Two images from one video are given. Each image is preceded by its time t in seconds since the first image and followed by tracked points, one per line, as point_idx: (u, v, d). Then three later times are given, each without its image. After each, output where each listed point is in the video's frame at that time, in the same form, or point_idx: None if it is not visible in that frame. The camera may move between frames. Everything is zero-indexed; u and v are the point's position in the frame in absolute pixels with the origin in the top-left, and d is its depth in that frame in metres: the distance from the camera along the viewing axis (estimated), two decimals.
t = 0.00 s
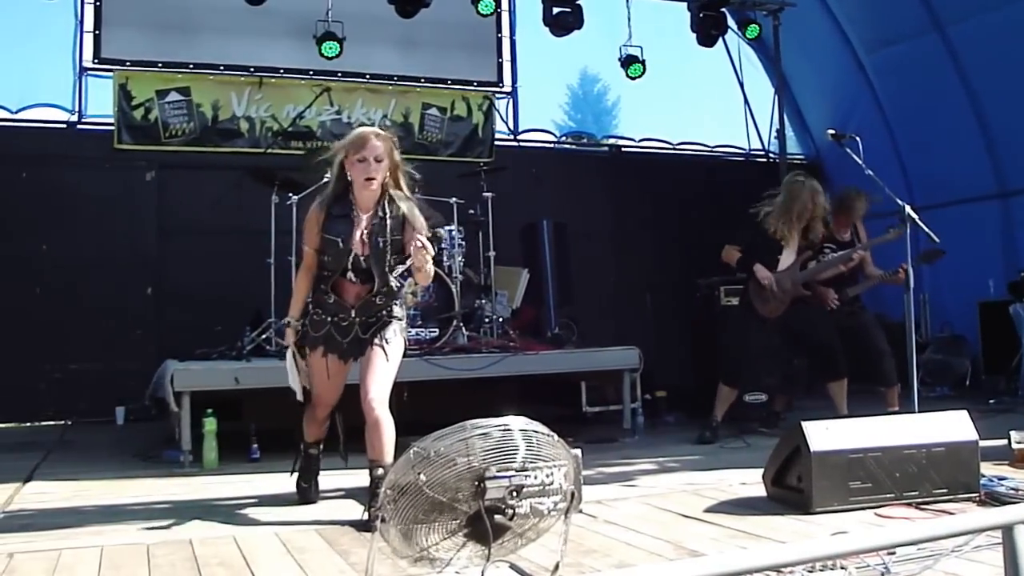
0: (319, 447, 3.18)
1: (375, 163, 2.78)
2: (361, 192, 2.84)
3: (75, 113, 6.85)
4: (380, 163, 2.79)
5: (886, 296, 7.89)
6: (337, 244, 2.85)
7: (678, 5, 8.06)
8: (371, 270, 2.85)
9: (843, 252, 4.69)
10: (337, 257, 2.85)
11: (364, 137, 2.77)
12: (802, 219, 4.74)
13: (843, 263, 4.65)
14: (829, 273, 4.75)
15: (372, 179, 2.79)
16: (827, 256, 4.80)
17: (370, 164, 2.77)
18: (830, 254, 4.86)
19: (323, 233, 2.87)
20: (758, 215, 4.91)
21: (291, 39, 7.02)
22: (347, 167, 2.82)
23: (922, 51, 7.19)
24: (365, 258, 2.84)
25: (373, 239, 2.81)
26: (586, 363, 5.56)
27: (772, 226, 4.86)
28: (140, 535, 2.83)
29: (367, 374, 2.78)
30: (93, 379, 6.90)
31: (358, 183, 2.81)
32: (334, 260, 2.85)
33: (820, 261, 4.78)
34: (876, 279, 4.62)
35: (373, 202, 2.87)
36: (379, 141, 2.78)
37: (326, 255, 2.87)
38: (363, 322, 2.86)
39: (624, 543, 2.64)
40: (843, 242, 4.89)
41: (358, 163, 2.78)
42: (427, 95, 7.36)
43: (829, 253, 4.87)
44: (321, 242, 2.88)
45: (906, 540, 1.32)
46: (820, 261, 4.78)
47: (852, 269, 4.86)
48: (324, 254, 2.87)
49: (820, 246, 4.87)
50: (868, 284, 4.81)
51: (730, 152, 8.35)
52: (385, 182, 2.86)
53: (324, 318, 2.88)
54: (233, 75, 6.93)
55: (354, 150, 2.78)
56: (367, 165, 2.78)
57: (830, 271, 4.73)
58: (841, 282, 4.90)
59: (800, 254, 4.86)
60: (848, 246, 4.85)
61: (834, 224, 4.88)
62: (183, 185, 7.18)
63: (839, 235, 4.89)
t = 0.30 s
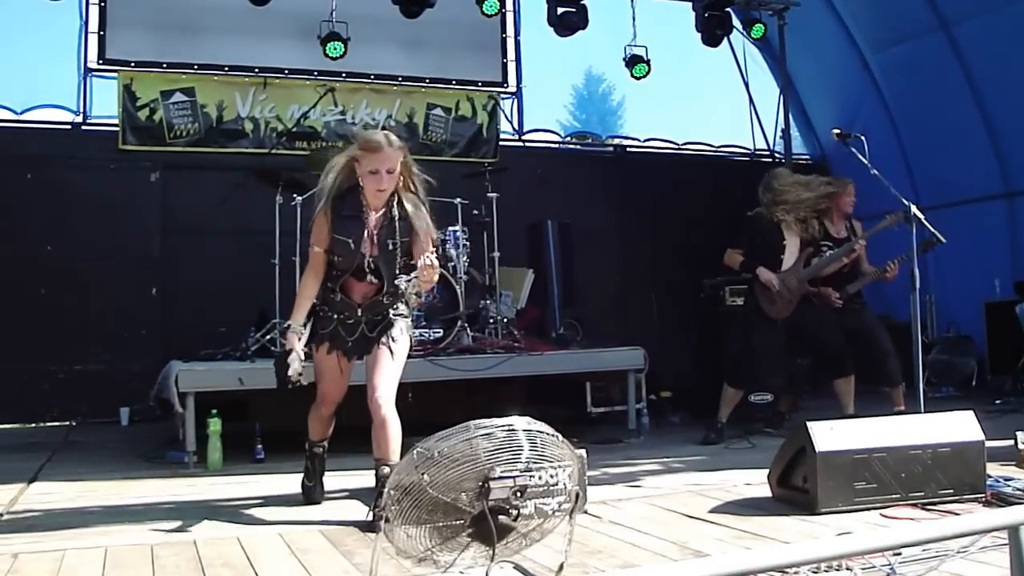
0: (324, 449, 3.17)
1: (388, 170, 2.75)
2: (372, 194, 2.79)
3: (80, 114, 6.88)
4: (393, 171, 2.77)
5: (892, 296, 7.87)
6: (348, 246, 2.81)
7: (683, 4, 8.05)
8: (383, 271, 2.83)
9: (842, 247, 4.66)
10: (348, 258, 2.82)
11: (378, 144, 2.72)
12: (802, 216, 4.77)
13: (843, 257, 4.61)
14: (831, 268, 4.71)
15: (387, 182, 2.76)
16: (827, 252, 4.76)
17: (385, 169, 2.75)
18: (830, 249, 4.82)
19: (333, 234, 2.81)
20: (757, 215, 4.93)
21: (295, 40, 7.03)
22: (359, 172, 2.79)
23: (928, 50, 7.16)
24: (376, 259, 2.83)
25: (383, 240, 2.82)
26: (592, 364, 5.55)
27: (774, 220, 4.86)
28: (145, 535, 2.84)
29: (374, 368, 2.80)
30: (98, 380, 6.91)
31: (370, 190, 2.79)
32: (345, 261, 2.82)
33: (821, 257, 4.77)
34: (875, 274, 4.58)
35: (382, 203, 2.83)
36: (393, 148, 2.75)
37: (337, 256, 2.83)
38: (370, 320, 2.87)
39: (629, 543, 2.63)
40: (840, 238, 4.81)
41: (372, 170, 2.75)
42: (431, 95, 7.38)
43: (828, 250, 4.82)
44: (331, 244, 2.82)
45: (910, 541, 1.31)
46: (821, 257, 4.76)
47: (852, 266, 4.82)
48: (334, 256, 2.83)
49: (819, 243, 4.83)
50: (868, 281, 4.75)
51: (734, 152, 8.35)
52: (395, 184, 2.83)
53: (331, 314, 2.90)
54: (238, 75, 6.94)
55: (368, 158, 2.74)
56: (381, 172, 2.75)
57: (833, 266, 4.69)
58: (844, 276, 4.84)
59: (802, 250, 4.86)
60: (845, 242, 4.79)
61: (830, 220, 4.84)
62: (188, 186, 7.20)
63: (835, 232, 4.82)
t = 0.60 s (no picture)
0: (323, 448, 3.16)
1: (391, 183, 2.71)
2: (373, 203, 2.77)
3: (80, 113, 6.87)
4: (396, 183, 2.73)
5: (893, 296, 7.86)
6: (348, 251, 2.83)
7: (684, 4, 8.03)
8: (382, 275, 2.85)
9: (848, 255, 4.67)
10: (348, 262, 2.84)
11: (381, 157, 2.69)
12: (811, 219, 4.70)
13: (849, 267, 4.62)
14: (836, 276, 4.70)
15: (387, 196, 2.73)
16: (833, 257, 4.73)
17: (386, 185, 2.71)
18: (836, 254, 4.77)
19: (334, 238, 2.83)
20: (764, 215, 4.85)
21: (296, 39, 7.02)
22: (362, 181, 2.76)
23: (930, 51, 7.15)
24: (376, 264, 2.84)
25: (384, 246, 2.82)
26: (592, 364, 5.54)
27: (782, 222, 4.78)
28: (144, 536, 2.83)
29: (373, 371, 2.78)
30: (98, 380, 6.91)
31: (371, 200, 2.75)
32: (344, 265, 2.84)
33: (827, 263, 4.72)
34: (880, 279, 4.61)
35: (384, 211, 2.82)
36: (397, 161, 2.71)
37: (337, 259, 2.85)
38: (366, 320, 2.84)
39: (630, 543, 2.62)
40: (846, 241, 4.79)
41: (375, 182, 2.71)
42: (432, 95, 7.39)
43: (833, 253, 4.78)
44: (332, 247, 2.84)
45: (910, 540, 1.30)
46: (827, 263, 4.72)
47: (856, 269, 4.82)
48: (334, 259, 2.85)
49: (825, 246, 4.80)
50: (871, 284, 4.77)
51: (735, 152, 8.34)
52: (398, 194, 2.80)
53: (329, 311, 2.88)
54: (238, 75, 6.94)
55: (372, 168, 2.71)
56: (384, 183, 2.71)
57: (838, 273, 4.68)
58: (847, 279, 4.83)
59: (806, 255, 4.82)
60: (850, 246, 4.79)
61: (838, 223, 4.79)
62: (187, 185, 7.19)
63: (842, 236, 4.79)
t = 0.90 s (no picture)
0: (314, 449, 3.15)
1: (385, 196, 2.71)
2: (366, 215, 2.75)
3: (72, 113, 6.83)
4: (390, 194, 2.73)
5: (884, 297, 7.89)
6: (339, 260, 2.82)
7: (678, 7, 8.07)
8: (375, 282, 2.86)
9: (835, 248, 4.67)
10: (339, 270, 2.83)
11: (375, 170, 2.68)
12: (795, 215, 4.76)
13: (836, 259, 4.62)
14: (823, 271, 4.71)
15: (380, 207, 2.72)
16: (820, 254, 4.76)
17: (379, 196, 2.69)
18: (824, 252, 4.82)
19: (326, 246, 2.82)
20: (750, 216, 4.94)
21: (289, 40, 7.01)
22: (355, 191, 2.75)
23: (921, 54, 7.18)
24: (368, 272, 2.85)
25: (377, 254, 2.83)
26: (585, 366, 5.55)
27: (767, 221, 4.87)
28: (136, 538, 2.82)
29: (363, 373, 2.76)
30: (89, 381, 6.88)
31: (364, 211, 2.74)
32: (336, 273, 2.84)
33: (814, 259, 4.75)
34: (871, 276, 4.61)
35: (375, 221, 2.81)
36: (388, 173, 2.69)
37: (328, 267, 2.84)
38: (359, 324, 2.86)
39: (622, 544, 2.62)
40: (835, 240, 4.84)
41: (369, 194, 2.70)
42: (425, 95, 7.36)
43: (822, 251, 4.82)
44: (324, 254, 2.83)
45: (901, 541, 1.31)
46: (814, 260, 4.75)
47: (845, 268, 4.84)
48: (325, 267, 2.84)
49: (812, 244, 4.83)
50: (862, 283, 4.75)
51: (728, 154, 8.33)
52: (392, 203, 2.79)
53: (319, 313, 2.88)
54: (231, 76, 6.92)
55: (365, 180, 2.70)
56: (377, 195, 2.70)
57: (825, 267, 4.69)
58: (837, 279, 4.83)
59: (794, 253, 4.85)
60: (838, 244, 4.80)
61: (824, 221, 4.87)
62: (180, 186, 7.17)
63: (830, 234, 4.84)
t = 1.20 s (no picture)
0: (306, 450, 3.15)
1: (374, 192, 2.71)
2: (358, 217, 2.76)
3: (63, 114, 6.81)
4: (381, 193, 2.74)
5: (876, 299, 7.91)
6: (332, 264, 2.82)
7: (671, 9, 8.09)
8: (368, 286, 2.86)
9: (831, 256, 4.71)
10: (332, 274, 2.83)
11: (365, 168, 2.70)
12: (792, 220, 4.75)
13: (833, 266, 4.64)
14: (819, 277, 4.73)
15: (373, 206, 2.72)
16: (816, 259, 4.79)
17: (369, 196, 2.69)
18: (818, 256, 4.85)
19: (318, 251, 2.82)
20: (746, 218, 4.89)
21: (281, 41, 7.00)
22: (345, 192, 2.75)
23: (913, 56, 7.20)
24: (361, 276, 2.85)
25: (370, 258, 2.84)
26: (578, 367, 5.55)
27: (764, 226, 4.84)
28: (127, 540, 2.81)
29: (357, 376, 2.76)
30: (80, 383, 6.86)
31: (355, 211, 2.75)
32: (329, 277, 2.84)
33: (811, 265, 4.76)
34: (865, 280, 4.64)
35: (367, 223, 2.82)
36: (378, 167, 2.72)
37: (321, 271, 2.84)
38: (352, 324, 2.83)
39: (614, 545, 2.62)
40: (828, 244, 4.89)
41: (358, 190, 2.71)
42: (418, 96, 7.39)
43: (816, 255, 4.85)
44: (316, 259, 2.83)
45: (892, 542, 1.31)
46: (810, 265, 4.76)
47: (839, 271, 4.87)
48: (317, 271, 2.84)
49: (806, 248, 4.86)
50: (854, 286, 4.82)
51: (721, 155, 8.36)
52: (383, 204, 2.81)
53: (312, 316, 2.87)
54: (223, 77, 6.91)
55: (355, 178, 2.71)
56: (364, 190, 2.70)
57: (822, 274, 4.71)
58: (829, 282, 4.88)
59: (789, 257, 4.85)
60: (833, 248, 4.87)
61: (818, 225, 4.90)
62: (172, 187, 7.16)
63: (824, 238, 4.90)
